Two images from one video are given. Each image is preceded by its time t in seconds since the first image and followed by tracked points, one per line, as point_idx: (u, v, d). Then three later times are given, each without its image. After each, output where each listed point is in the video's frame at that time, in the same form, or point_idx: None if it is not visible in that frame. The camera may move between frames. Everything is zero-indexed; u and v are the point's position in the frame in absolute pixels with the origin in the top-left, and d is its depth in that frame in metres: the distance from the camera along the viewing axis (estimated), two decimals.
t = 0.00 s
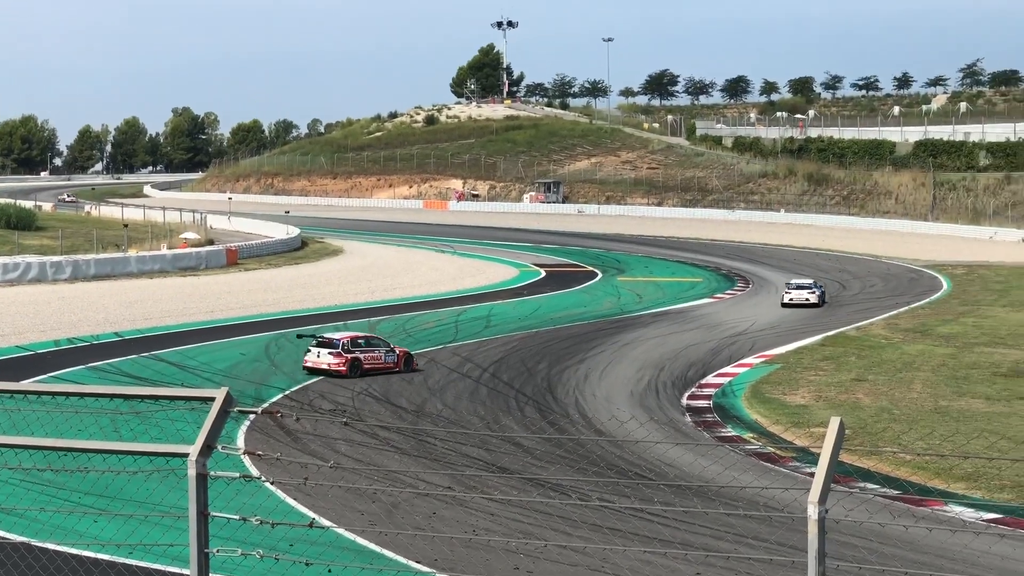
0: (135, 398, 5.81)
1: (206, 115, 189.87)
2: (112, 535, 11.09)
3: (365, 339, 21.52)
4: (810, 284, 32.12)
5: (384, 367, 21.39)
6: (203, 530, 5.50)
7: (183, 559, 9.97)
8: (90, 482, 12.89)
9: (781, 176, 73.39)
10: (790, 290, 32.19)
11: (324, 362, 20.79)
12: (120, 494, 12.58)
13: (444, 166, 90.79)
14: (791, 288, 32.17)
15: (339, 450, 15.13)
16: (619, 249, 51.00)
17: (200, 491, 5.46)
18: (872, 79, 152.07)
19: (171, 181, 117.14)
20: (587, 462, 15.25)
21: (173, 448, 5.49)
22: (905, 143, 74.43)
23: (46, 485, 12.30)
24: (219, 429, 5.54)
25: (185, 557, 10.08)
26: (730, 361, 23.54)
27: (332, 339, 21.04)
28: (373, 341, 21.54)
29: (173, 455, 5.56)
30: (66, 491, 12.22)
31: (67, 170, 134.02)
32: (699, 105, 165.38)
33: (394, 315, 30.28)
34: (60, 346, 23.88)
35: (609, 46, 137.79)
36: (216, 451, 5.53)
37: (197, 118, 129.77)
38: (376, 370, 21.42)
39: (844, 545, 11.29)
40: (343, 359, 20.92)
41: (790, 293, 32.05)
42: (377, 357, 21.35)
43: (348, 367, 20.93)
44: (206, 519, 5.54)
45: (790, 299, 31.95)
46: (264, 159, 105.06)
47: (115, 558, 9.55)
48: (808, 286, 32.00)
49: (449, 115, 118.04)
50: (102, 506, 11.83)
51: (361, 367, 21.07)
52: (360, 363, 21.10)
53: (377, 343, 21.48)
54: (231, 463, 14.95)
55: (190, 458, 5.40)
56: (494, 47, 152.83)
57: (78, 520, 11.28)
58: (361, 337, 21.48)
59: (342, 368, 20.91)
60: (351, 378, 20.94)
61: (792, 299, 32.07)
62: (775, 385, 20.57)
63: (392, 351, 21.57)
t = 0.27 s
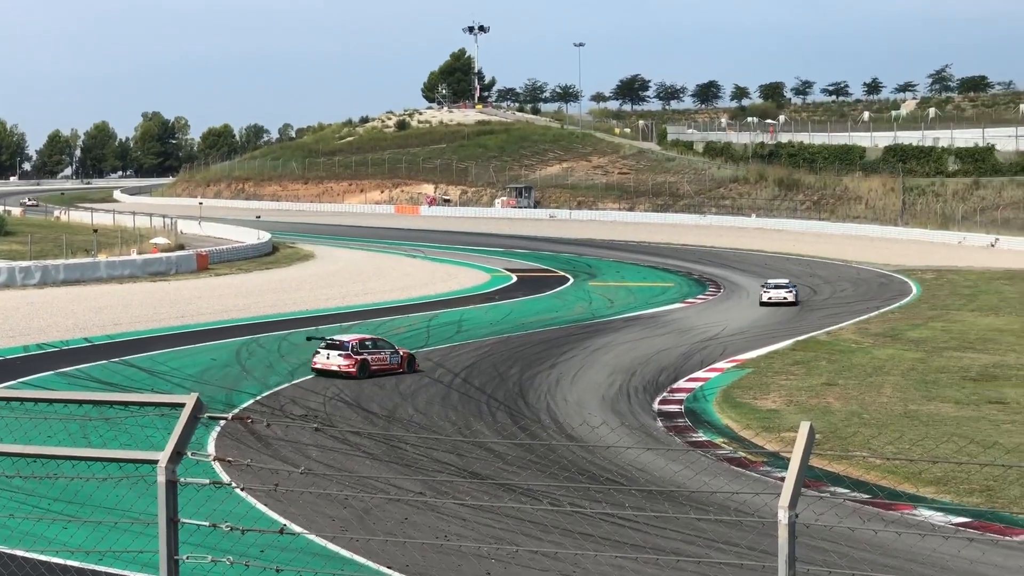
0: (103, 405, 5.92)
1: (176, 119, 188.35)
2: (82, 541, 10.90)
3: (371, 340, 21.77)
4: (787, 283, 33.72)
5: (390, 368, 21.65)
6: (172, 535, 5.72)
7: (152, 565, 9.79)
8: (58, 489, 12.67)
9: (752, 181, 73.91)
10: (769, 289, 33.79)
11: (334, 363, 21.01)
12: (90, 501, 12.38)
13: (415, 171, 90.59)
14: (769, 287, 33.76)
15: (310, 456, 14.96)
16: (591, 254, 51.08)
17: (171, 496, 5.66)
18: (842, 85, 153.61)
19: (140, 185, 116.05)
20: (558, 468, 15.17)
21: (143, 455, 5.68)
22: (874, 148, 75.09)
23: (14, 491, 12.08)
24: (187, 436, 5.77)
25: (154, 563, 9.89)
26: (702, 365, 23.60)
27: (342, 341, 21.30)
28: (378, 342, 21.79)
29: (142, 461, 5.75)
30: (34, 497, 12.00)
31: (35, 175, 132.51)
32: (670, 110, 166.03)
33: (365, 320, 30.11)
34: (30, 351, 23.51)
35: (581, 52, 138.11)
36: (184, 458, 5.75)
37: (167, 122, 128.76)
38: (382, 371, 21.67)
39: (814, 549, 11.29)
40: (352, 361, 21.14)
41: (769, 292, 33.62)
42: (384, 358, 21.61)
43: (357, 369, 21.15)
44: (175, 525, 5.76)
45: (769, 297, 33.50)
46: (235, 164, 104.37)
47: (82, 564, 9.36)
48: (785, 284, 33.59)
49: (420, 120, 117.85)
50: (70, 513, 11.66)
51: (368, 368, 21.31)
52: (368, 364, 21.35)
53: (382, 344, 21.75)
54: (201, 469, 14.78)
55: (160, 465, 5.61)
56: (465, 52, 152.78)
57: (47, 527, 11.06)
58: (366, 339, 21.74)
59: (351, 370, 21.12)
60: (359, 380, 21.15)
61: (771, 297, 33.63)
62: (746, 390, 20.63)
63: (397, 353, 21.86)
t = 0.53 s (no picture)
0: (72, 411, 5.83)
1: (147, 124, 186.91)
2: (53, 549, 10.72)
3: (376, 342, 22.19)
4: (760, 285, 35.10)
5: (395, 370, 22.10)
6: (143, 542, 5.67)
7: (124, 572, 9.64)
8: (28, 495, 12.46)
9: (724, 187, 74.29)
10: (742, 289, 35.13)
11: (343, 364, 21.48)
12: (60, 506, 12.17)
13: (387, 176, 90.26)
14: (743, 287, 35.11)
15: (282, 462, 14.82)
16: (564, 259, 51.07)
17: (141, 503, 5.61)
18: (812, 91, 154.76)
19: (110, 190, 114.88)
20: (531, 473, 15.09)
21: (113, 461, 5.61)
22: (845, 154, 75.65)
23: None
24: (158, 441, 5.71)
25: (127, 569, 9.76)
26: (674, 371, 23.59)
27: (350, 343, 21.76)
28: (383, 345, 22.23)
29: (112, 466, 5.70)
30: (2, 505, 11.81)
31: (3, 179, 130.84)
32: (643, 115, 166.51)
33: (337, 325, 29.90)
34: None
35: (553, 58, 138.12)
36: (155, 463, 5.68)
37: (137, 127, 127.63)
38: (388, 372, 22.11)
39: (786, 553, 11.27)
40: (359, 363, 21.60)
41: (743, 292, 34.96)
42: (389, 359, 22.04)
43: (366, 369, 21.61)
44: (146, 531, 5.71)
45: (743, 297, 34.84)
46: (206, 169, 103.55)
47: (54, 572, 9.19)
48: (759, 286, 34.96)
49: (392, 125, 117.52)
50: (40, 519, 11.45)
51: (374, 369, 21.76)
52: (375, 365, 21.79)
53: (387, 347, 22.19)
54: (171, 474, 14.59)
55: (129, 471, 5.54)
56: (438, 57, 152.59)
57: (16, 535, 10.88)
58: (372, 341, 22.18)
59: (359, 370, 21.58)
60: (367, 380, 21.61)
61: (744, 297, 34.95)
62: (718, 395, 20.65)
63: (401, 355, 22.29)
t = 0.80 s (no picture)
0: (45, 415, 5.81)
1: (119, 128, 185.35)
2: (24, 555, 10.53)
3: (378, 342, 22.63)
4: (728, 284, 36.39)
5: (398, 369, 22.59)
6: (114, 547, 5.69)
7: None
8: None
9: (698, 191, 74.59)
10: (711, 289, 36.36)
11: (351, 364, 21.92)
12: (31, 512, 11.97)
13: (361, 180, 89.91)
14: (711, 287, 36.32)
15: (255, 467, 14.64)
16: (539, 263, 51.05)
17: (112, 508, 5.62)
18: (787, 95, 155.65)
19: (80, 194, 113.70)
20: (505, 477, 14.99)
21: (84, 465, 5.62)
22: (818, 158, 76.13)
23: None
24: (130, 447, 5.73)
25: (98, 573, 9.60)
26: (647, 375, 23.60)
27: (356, 343, 22.17)
28: (385, 344, 22.68)
29: (83, 472, 5.70)
30: None
31: None
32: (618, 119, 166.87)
33: (311, 329, 29.71)
34: None
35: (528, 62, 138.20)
36: (126, 468, 5.71)
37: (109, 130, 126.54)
38: (390, 371, 22.59)
39: (759, 557, 11.28)
40: (366, 362, 22.00)
41: (712, 291, 36.20)
42: (392, 358, 22.52)
43: (373, 368, 22.04)
44: (117, 537, 5.73)
45: (713, 296, 36.07)
46: (179, 172, 102.79)
47: None
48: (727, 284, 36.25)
49: (367, 129, 117.15)
50: (10, 525, 11.25)
51: (380, 369, 22.21)
52: (381, 364, 22.25)
53: (389, 346, 22.65)
54: (144, 479, 14.40)
55: (101, 477, 5.56)
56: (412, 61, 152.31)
57: None
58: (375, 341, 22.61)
59: (366, 369, 22.01)
60: (374, 379, 22.06)
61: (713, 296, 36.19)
62: (691, 399, 20.67)
63: (403, 354, 22.79)
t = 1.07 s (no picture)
0: (20, 420, 5.77)
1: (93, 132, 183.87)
2: None
3: (380, 343, 23.25)
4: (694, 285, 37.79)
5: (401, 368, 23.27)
6: (89, 552, 5.67)
7: None
8: None
9: (674, 196, 74.83)
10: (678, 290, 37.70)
11: (358, 364, 22.50)
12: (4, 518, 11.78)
13: (337, 184, 89.54)
14: (679, 288, 37.65)
15: (230, 472, 14.49)
16: (515, 268, 51.01)
17: (86, 515, 5.60)
18: (762, 100, 156.55)
19: (53, 198, 112.58)
20: (481, 482, 14.91)
21: (58, 472, 5.60)
22: (794, 163, 76.55)
23: None
24: (105, 452, 5.71)
25: None
26: (623, 379, 23.60)
27: (362, 343, 22.76)
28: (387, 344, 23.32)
29: (57, 478, 5.67)
30: None
31: None
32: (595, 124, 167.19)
33: (286, 333, 29.52)
34: None
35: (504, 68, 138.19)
36: (101, 474, 5.69)
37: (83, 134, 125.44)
38: (393, 371, 23.24)
39: (734, 562, 11.27)
40: (371, 362, 22.62)
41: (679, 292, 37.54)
42: (395, 359, 23.19)
43: (378, 368, 22.65)
44: (92, 543, 5.70)
45: (680, 297, 37.42)
46: (153, 177, 102.05)
47: None
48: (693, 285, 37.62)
49: (343, 133, 116.78)
50: None
51: (384, 368, 22.84)
52: (385, 364, 22.90)
53: (391, 346, 23.30)
54: (118, 485, 14.21)
55: (76, 483, 5.54)
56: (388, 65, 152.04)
57: None
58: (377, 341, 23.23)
59: (372, 369, 22.61)
60: (380, 378, 22.68)
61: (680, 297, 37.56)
62: (667, 403, 20.68)
63: (404, 354, 23.47)
